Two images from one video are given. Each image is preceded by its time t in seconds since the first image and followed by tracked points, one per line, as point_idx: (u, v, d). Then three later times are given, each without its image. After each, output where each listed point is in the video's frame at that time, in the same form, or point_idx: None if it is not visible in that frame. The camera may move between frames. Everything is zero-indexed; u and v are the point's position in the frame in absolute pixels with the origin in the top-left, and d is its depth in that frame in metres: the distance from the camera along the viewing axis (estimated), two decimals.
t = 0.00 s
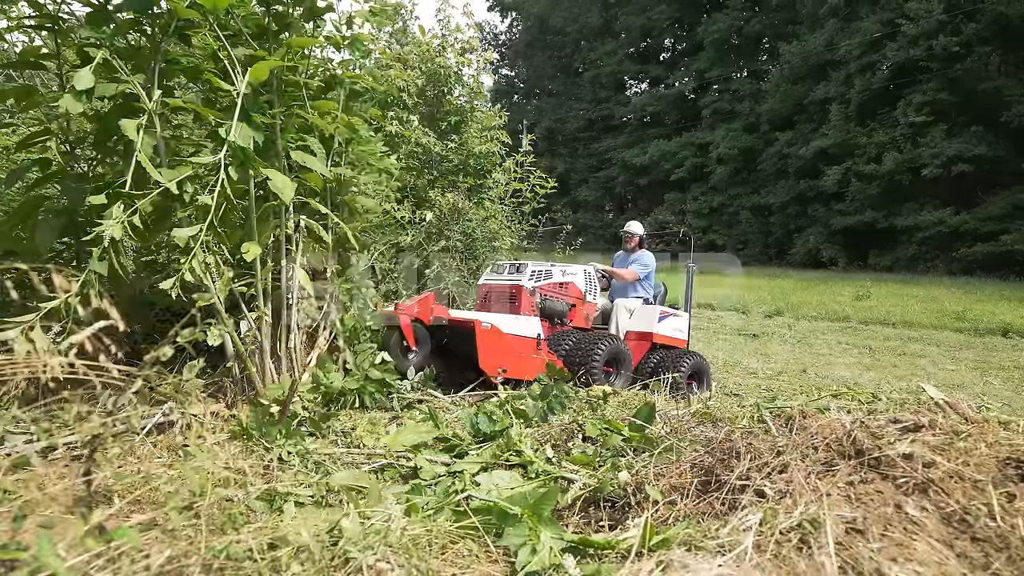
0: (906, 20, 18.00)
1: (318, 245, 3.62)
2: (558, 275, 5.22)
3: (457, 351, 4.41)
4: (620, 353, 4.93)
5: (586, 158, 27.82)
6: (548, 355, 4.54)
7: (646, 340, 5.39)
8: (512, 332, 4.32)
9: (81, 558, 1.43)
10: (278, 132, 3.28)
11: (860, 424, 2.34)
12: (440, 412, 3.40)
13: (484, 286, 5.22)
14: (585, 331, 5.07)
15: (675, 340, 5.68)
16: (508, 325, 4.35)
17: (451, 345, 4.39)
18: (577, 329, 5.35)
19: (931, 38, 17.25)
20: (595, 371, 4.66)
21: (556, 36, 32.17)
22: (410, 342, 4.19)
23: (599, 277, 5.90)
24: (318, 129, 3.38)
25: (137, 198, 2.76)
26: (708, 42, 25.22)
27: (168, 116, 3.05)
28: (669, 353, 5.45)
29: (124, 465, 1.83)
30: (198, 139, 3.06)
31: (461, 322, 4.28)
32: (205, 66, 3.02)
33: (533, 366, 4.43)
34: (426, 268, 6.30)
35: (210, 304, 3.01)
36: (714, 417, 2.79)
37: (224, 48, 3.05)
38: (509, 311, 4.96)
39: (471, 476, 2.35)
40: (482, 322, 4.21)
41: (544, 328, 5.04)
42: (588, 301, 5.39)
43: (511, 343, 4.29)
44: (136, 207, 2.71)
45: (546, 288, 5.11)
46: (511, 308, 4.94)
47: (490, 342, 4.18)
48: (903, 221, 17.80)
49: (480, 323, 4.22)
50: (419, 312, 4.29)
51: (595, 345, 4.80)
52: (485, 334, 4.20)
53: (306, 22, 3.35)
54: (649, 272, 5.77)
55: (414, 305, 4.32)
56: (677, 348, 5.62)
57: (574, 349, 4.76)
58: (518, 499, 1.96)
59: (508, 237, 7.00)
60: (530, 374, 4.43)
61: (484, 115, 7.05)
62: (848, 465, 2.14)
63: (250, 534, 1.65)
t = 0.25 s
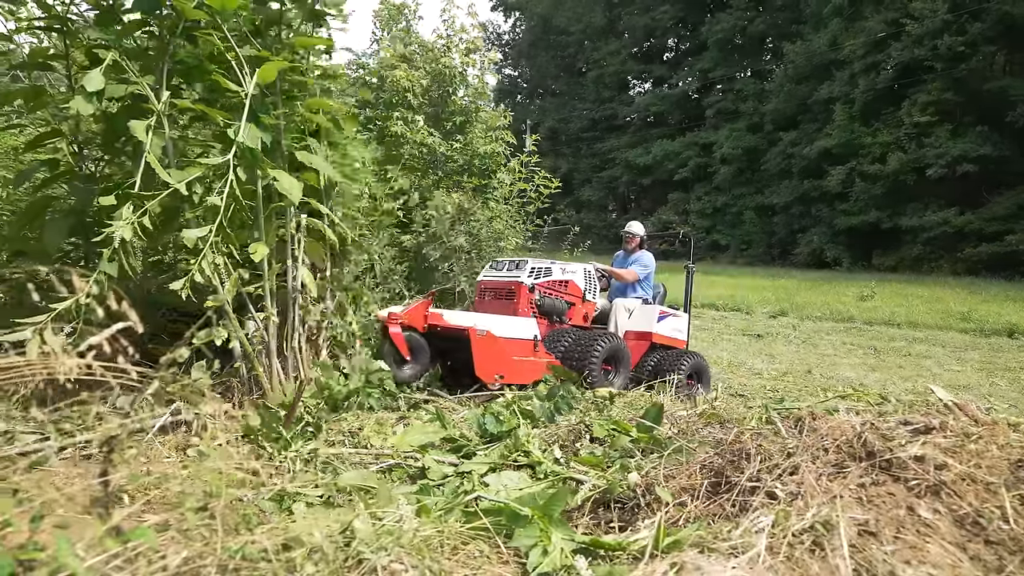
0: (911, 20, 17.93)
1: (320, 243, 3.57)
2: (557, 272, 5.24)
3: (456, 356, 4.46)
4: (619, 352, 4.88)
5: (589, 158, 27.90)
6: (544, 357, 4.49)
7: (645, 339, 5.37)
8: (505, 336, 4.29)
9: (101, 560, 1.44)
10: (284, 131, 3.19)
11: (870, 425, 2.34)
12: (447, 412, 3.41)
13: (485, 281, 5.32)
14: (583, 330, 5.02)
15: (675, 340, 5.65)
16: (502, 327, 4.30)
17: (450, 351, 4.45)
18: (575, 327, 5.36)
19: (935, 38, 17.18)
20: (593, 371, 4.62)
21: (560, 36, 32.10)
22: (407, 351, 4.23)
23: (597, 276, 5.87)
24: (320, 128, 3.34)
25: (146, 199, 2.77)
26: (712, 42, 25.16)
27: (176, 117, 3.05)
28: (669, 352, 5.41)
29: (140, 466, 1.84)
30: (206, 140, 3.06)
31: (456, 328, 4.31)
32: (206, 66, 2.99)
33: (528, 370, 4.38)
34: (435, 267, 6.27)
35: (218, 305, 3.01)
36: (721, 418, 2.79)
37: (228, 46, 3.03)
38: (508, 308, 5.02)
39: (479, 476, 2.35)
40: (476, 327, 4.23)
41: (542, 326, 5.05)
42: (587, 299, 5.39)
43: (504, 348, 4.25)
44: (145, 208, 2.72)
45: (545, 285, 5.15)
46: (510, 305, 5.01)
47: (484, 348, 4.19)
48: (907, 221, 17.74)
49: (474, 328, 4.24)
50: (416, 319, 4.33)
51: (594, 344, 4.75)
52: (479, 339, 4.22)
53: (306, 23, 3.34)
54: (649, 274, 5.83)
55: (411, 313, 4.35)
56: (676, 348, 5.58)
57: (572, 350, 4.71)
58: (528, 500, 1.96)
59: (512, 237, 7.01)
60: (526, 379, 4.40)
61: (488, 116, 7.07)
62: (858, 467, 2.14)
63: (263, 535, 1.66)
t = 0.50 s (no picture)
0: (917, 19, 17.84)
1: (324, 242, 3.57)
2: (558, 270, 5.21)
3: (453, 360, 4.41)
4: (619, 350, 4.85)
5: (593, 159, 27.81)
6: (543, 356, 4.49)
7: (646, 338, 5.38)
8: (503, 336, 4.28)
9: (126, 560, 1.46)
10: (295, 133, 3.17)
11: (885, 426, 2.35)
12: (456, 412, 3.42)
13: (485, 277, 5.27)
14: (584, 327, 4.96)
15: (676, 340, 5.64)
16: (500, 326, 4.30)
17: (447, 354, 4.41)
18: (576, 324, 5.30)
19: (942, 37, 17.09)
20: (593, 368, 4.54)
21: (564, 36, 31.95)
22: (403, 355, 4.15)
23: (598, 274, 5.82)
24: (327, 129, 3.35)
25: (159, 201, 2.81)
26: (716, 41, 25.09)
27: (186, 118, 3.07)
28: (670, 352, 5.39)
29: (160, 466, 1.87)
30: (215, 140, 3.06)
31: (453, 329, 4.26)
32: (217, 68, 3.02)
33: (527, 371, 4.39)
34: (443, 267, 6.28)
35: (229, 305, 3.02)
36: (731, 420, 2.78)
37: (235, 47, 3.01)
38: (508, 303, 5.00)
39: (491, 477, 2.36)
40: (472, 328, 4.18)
41: (542, 322, 5.03)
42: (588, 298, 5.33)
43: (502, 347, 4.25)
44: (158, 209, 2.76)
45: (546, 281, 5.12)
46: (510, 299, 4.99)
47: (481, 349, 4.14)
48: (914, 221, 17.66)
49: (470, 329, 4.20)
50: (412, 323, 4.25)
51: (594, 340, 4.70)
52: (475, 340, 4.18)
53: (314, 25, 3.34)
54: (651, 273, 5.82)
55: (407, 317, 4.26)
56: (677, 348, 5.55)
57: (571, 345, 4.65)
58: (542, 501, 1.98)
59: (520, 237, 7.01)
60: (524, 379, 4.40)
61: (496, 116, 7.07)
62: (874, 468, 2.14)
63: (286, 537, 1.68)
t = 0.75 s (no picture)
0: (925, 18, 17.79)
1: (329, 242, 3.60)
2: (558, 267, 5.24)
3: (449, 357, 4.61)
4: (618, 348, 4.94)
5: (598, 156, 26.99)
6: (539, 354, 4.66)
7: (646, 338, 5.44)
8: (499, 332, 4.46)
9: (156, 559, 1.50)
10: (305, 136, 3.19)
11: (902, 431, 2.41)
12: (467, 412, 3.43)
13: (485, 275, 5.38)
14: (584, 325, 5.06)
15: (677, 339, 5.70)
16: (498, 322, 4.48)
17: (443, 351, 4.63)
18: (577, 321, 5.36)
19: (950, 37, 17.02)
20: (592, 363, 4.64)
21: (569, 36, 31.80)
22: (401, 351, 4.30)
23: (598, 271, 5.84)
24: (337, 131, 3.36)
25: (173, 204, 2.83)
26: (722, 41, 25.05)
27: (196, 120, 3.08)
28: (670, 352, 5.46)
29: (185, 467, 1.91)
30: (225, 141, 3.08)
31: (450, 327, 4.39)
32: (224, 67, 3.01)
33: (522, 367, 4.55)
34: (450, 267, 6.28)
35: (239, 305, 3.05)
36: (744, 423, 2.79)
37: (243, 42, 2.99)
38: (508, 300, 5.11)
39: (504, 477, 2.37)
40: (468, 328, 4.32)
41: (541, 319, 5.12)
42: (587, 295, 5.42)
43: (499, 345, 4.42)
44: (171, 212, 2.77)
45: (545, 279, 5.16)
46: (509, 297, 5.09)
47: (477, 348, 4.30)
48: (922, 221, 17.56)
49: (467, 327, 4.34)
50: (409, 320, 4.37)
51: (593, 338, 4.80)
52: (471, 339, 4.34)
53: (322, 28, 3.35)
54: (652, 272, 5.82)
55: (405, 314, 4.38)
56: (679, 346, 5.62)
57: (568, 343, 4.79)
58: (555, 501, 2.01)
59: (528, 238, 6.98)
60: (520, 376, 4.56)
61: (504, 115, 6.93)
62: (891, 471, 2.20)
63: (308, 536, 1.70)
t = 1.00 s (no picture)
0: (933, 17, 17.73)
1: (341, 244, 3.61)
2: (558, 266, 5.15)
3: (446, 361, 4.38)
4: (619, 347, 4.88)
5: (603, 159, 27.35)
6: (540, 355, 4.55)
7: (647, 337, 5.40)
8: (499, 332, 4.33)
9: (184, 559, 1.52)
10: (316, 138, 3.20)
11: (918, 434, 2.40)
12: (479, 413, 3.44)
13: (484, 275, 5.25)
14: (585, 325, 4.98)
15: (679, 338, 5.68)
16: (497, 323, 4.35)
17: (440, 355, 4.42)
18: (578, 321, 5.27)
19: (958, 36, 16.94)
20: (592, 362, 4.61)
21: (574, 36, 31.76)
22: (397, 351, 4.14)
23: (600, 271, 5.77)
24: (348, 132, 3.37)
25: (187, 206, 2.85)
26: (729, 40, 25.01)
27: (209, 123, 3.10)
28: (671, 351, 5.44)
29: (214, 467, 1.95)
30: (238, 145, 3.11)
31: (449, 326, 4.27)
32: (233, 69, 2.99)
33: (523, 368, 4.43)
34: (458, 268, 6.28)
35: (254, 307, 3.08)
36: (755, 425, 2.80)
37: (249, 45, 3.00)
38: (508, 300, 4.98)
39: (518, 479, 2.38)
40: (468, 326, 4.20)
41: (541, 319, 5.00)
42: (588, 295, 5.32)
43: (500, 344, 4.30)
44: (187, 215, 2.80)
45: (545, 278, 5.05)
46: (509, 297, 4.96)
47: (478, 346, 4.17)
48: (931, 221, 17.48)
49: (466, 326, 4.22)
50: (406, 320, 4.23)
51: (594, 339, 4.74)
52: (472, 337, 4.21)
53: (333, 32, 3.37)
54: (655, 271, 5.70)
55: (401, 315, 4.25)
56: (680, 345, 5.59)
57: (571, 343, 4.72)
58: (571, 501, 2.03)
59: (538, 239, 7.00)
60: (520, 376, 4.43)
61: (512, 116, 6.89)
62: (909, 474, 2.19)
63: (332, 536, 1.72)
